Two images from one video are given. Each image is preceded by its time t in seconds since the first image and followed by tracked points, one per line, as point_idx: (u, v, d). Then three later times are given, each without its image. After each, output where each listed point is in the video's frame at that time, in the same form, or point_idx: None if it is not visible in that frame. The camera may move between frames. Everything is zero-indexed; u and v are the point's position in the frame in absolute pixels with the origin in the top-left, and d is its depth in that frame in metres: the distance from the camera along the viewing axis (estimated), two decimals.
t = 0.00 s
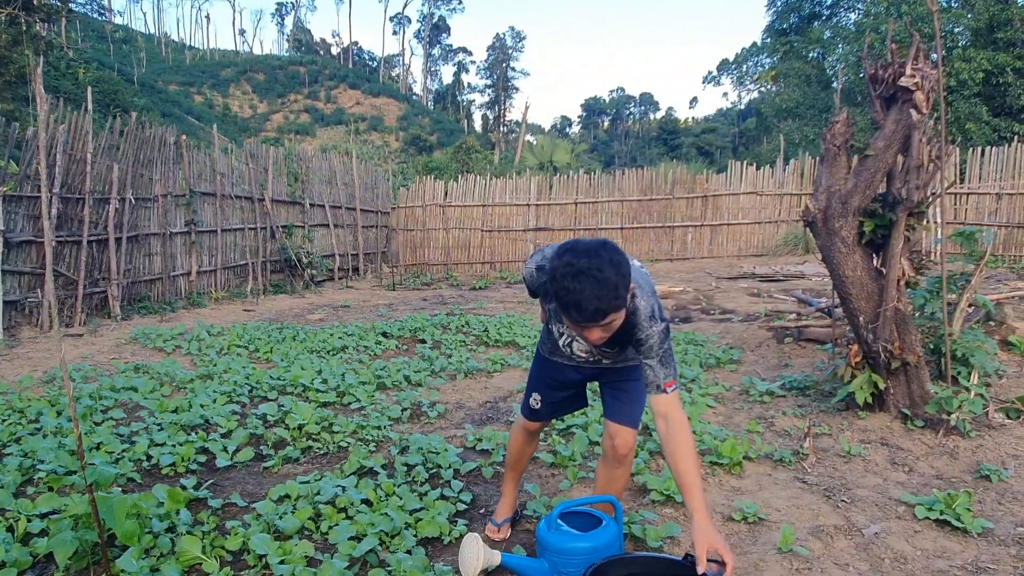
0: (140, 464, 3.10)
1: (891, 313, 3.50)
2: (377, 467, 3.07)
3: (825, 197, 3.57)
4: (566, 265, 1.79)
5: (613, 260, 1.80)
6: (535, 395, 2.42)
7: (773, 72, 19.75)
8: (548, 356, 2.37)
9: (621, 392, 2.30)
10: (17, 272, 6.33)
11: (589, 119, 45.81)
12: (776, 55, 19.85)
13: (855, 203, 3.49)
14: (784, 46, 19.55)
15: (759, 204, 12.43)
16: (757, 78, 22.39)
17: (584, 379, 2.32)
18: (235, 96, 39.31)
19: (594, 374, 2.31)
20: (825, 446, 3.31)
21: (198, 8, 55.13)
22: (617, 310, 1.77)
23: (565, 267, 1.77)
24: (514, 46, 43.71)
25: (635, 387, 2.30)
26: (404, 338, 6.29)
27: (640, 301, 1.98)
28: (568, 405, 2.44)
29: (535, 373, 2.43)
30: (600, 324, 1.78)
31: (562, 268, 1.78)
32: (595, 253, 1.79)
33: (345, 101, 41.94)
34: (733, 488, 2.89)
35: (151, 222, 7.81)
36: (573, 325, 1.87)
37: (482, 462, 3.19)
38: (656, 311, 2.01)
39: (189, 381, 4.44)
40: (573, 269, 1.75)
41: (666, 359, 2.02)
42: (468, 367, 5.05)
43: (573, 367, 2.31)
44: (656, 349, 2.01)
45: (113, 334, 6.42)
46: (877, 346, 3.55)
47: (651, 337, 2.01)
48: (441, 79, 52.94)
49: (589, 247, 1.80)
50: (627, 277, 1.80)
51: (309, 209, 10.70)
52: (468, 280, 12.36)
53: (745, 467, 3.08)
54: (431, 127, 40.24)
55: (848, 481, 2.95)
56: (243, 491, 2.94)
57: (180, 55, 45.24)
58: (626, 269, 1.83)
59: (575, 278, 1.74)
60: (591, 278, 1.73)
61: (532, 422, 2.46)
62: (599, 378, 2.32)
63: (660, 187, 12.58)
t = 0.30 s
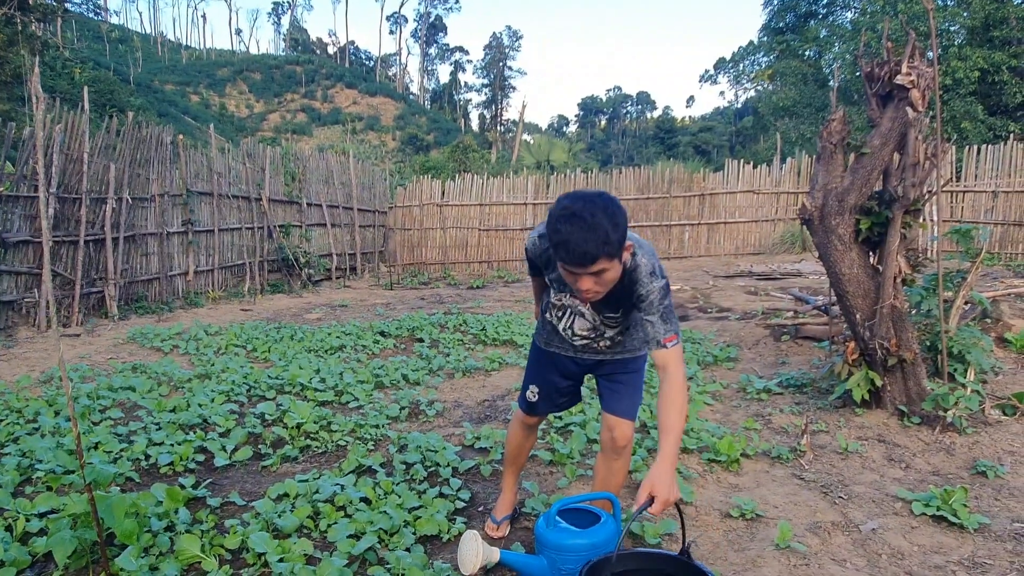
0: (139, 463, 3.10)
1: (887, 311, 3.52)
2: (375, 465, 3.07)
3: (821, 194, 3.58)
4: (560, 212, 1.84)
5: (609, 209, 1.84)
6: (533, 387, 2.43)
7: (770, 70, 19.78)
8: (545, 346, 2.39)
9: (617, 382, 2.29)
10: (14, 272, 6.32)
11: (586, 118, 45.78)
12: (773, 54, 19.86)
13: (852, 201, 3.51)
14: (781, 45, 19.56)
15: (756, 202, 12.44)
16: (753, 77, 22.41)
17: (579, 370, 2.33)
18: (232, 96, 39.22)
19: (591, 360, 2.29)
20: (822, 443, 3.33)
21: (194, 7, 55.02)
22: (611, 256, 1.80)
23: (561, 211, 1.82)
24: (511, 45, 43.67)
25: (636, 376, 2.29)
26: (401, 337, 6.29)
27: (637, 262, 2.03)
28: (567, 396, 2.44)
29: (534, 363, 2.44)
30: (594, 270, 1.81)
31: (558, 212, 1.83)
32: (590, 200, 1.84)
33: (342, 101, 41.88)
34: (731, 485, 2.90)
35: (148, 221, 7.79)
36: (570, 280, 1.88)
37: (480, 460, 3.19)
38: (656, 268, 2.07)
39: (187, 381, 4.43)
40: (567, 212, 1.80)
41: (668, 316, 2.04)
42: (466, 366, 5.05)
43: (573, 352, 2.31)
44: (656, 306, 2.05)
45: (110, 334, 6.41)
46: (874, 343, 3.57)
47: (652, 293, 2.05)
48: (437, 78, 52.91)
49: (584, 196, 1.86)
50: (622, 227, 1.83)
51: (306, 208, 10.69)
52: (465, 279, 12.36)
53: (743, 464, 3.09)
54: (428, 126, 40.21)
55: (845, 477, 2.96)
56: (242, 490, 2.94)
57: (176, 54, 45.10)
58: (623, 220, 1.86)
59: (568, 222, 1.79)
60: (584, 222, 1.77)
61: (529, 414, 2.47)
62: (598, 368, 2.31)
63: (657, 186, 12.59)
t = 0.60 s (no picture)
0: (137, 463, 3.10)
1: (886, 309, 3.52)
2: (375, 465, 3.07)
3: (820, 193, 3.59)
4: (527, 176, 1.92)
5: (576, 168, 1.89)
6: (531, 378, 2.45)
7: (768, 70, 19.79)
8: (545, 336, 2.41)
9: (615, 380, 2.29)
10: (12, 272, 6.32)
11: (585, 117, 45.78)
12: (771, 53, 19.87)
13: (850, 200, 3.51)
14: (779, 44, 19.57)
15: (754, 202, 12.45)
16: (751, 76, 22.42)
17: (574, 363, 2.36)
18: (229, 95, 39.17)
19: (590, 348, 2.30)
20: (821, 442, 3.33)
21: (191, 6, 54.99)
22: (568, 216, 1.85)
23: (528, 172, 1.90)
24: (509, 45, 43.66)
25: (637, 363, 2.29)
26: (400, 337, 6.29)
27: (621, 227, 2.05)
28: (566, 389, 2.44)
29: (534, 355, 2.46)
30: (553, 228, 1.88)
31: (527, 172, 1.91)
32: (556, 160, 1.90)
33: (340, 100, 41.85)
34: (730, 484, 2.91)
35: (146, 221, 7.78)
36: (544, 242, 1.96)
37: (479, 460, 3.19)
38: (643, 233, 2.08)
39: (185, 380, 4.43)
40: (531, 174, 1.88)
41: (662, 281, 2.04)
42: (465, 365, 5.05)
43: (571, 339, 2.32)
44: (645, 272, 2.05)
45: (109, 334, 6.40)
46: (872, 342, 3.57)
47: (643, 258, 2.06)
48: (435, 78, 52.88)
49: (551, 157, 1.92)
50: (589, 188, 1.87)
51: (305, 208, 10.68)
52: (464, 278, 12.36)
53: (742, 462, 3.10)
54: (427, 125, 40.20)
55: (844, 476, 2.97)
56: (241, 490, 2.94)
57: (174, 54, 45.04)
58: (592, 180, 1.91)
59: (534, 181, 1.86)
60: (544, 180, 1.85)
61: (526, 407, 2.48)
62: (598, 358, 2.32)
63: (655, 185, 12.61)
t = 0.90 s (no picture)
0: (137, 463, 3.09)
1: (887, 307, 3.51)
2: (375, 464, 3.06)
3: (820, 191, 3.58)
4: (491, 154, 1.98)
5: (540, 139, 1.95)
6: (530, 372, 2.45)
7: (767, 68, 19.78)
8: (542, 331, 2.41)
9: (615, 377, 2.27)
10: (11, 271, 6.31)
11: (584, 116, 45.75)
12: (770, 51, 19.86)
13: (850, 198, 3.50)
14: (778, 42, 19.55)
15: (754, 200, 12.43)
16: (750, 75, 22.42)
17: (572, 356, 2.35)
18: (228, 94, 39.14)
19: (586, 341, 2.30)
20: (821, 440, 3.33)
21: (190, 5, 54.94)
22: (527, 190, 1.91)
23: (494, 149, 1.97)
24: (508, 43, 43.63)
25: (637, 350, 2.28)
26: (400, 336, 6.28)
27: (602, 193, 2.09)
28: (566, 383, 2.44)
29: (531, 350, 2.45)
30: (519, 202, 1.95)
31: (494, 150, 1.98)
32: (518, 134, 1.95)
33: (339, 99, 41.82)
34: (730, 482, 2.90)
35: (145, 220, 7.77)
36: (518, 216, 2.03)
37: (480, 458, 3.19)
38: (626, 197, 2.12)
39: (185, 379, 4.42)
40: (494, 152, 1.94)
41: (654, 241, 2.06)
42: (465, 364, 5.04)
43: (569, 328, 2.31)
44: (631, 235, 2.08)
45: (108, 333, 6.40)
46: (873, 340, 3.57)
47: (633, 221, 2.10)
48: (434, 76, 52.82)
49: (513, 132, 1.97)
50: (552, 157, 1.92)
51: (304, 207, 10.67)
52: (463, 277, 12.35)
53: (742, 461, 3.09)
54: (426, 124, 40.18)
55: (845, 474, 2.97)
56: (241, 489, 2.94)
57: (173, 53, 45.00)
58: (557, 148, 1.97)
59: (500, 155, 1.92)
60: (503, 156, 1.91)
61: (525, 402, 2.48)
62: (596, 354, 2.31)
63: (655, 183, 12.65)
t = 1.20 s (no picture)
0: (136, 462, 3.09)
1: (886, 305, 3.51)
2: (373, 463, 3.06)
3: (819, 188, 3.58)
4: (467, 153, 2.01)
5: (516, 127, 2.00)
6: (524, 382, 2.43)
7: (765, 65, 19.75)
8: (532, 339, 2.40)
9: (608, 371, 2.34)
10: (9, 270, 6.31)
11: (583, 113, 45.73)
12: (769, 48, 19.84)
13: (849, 194, 3.50)
14: (777, 39, 19.54)
15: (753, 197, 12.43)
16: (749, 72, 22.39)
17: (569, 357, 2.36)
18: (226, 93, 39.08)
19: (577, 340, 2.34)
20: (821, 437, 3.33)
21: (188, 4, 54.87)
22: (512, 178, 1.96)
23: (474, 144, 1.98)
24: (506, 41, 43.58)
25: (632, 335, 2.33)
26: (399, 334, 6.28)
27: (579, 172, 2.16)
28: (558, 388, 2.44)
29: (523, 360, 2.44)
30: (506, 192, 1.99)
31: (473, 146, 1.98)
32: (493, 128, 2.00)
33: (338, 97, 41.77)
34: (730, 480, 2.91)
35: (144, 219, 7.77)
36: (506, 208, 2.06)
37: (479, 456, 3.19)
38: (599, 173, 2.19)
39: (184, 378, 4.42)
40: (472, 149, 1.97)
41: (629, 212, 2.16)
42: (464, 362, 5.04)
43: (566, 325, 2.32)
44: (613, 208, 2.16)
45: (107, 332, 6.40)
46: (872, 337, 3.57)
47: (611, 193, 2.17)
48: (433, 74, 52.75)
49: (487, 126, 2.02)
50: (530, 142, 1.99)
51: (303, 205, 10.66)
52: (463, 275, 12.34)
53: (741, 458, 3.09)
54: (425, 123, 40.14)
55: (844, 471, 2.97)
56: (240, 488, 2.94)
57: (171, 51, 44.92)
58: (531, 136, 2.02)
59: (483, 148, 1.96)
60: (482, 151, 1.96)
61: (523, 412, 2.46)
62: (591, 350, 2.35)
63: (654, 181, 12.69)
